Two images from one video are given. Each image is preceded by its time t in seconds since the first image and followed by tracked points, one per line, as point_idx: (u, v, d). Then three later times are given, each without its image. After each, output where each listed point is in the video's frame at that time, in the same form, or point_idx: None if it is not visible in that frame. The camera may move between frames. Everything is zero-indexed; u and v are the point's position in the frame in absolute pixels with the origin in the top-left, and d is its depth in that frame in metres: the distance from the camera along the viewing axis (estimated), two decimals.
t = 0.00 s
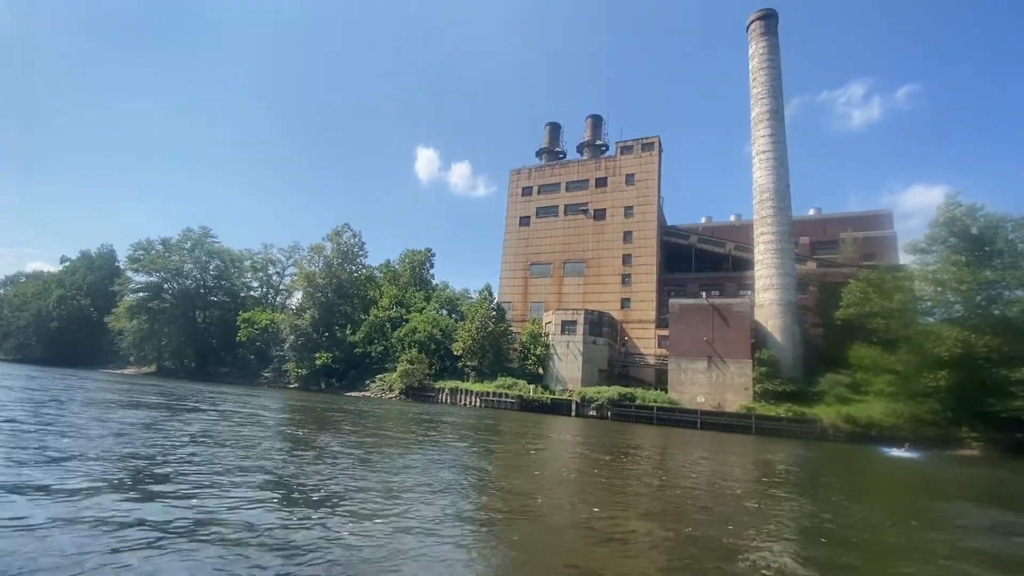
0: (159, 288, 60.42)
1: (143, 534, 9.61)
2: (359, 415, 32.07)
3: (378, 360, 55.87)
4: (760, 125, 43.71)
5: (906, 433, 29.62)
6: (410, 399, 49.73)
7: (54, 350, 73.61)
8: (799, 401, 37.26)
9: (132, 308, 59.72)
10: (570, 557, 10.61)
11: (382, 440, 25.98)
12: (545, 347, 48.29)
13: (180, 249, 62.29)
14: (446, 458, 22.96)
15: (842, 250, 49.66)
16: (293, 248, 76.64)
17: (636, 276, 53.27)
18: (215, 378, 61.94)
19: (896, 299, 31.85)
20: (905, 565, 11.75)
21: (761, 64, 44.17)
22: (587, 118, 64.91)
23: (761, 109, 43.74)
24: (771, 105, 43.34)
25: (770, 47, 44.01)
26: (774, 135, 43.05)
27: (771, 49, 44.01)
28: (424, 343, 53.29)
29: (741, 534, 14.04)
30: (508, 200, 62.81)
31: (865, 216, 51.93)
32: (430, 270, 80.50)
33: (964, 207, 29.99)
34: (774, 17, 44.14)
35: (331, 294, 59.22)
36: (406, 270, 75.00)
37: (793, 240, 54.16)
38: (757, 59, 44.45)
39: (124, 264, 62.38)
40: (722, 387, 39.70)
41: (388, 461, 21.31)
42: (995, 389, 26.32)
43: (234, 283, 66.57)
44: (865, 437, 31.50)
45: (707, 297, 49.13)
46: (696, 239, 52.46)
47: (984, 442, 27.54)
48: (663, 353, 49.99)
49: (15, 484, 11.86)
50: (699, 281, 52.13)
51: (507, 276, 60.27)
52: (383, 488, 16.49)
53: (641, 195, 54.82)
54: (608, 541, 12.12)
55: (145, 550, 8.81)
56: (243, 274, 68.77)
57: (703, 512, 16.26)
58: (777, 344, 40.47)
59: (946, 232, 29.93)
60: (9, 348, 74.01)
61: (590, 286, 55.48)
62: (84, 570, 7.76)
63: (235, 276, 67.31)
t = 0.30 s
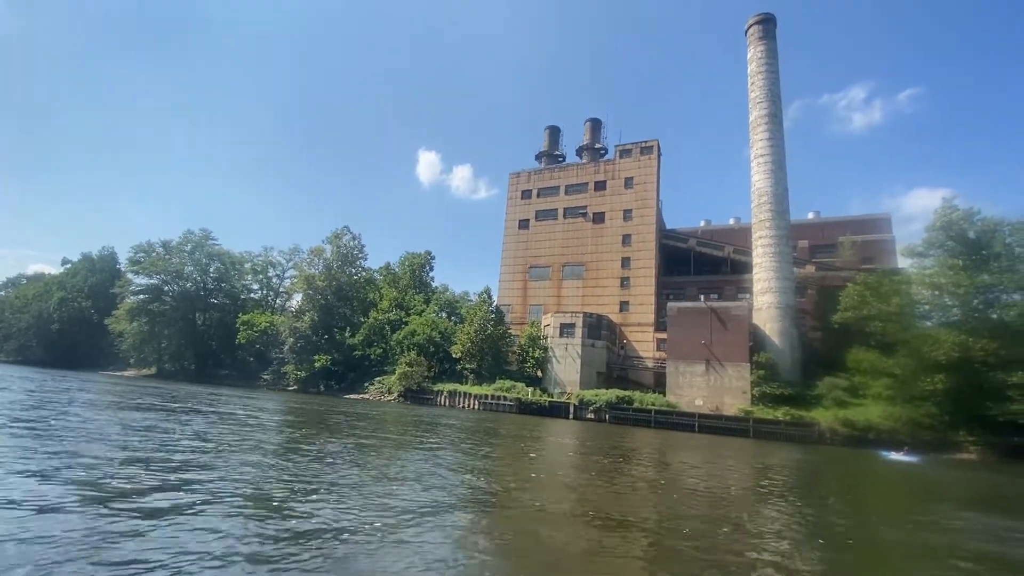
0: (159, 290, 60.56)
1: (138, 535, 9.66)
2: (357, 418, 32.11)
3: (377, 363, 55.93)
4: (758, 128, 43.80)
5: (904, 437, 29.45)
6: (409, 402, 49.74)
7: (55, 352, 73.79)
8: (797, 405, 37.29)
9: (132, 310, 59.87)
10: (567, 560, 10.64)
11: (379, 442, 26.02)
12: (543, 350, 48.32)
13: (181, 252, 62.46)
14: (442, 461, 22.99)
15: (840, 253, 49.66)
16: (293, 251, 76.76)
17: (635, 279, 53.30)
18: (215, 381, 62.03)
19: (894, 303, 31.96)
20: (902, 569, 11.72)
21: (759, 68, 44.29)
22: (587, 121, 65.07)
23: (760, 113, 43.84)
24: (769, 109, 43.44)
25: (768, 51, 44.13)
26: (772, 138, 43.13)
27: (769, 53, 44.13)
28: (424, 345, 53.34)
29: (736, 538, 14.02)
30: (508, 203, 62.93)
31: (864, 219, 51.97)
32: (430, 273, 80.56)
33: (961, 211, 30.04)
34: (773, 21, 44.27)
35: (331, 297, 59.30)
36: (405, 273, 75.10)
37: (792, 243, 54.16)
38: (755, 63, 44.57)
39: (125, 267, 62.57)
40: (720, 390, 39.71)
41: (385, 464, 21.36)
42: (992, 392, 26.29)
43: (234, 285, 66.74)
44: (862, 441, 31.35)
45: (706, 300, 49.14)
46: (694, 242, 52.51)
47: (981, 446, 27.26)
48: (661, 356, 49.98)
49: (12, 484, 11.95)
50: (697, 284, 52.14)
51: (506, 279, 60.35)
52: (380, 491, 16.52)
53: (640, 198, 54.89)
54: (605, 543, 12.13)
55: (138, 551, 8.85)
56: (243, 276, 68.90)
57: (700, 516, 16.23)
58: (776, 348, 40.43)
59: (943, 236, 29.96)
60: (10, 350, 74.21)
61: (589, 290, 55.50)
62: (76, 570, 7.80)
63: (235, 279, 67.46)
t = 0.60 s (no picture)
0: (162, 292, 60.80)
1: (136, 535, 9.72)
2: (357, 419, 32.19)
3: (378, 365, 56.05)
4: (758, 130, 43.79)
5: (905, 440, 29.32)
6: (409, 403, 49.79)
7: (58, 353, 74.21)
8: (798, 406, 37.22)
9: (134, 312, 60.13)
10: (570, 562, 10.68)
11: (378, 443, 26.13)
12: (543, 352, 48.35)
13: (183, 253, 62.73)
14: (441, 462, 23.06)
15: (841, 255, 49.56)
16: (294, 252, 77.00)
17: (635, 280, 53.29)
18: (217, 382, 62.22)
19: (893, 304, 31.71)
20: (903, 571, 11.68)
21: (759, 70, 44.30)
22: (587, 123, 65.13)
23: (760, 115, 43.84)
24: (769, 111, 43.43)
25: (768, 53, 44.14)
26: (772, 140, 43.11)
27: (769, 55, 44.14)
28: (424, 347, 53.43)
29: (733, 539, 14.01)
30: (508, 205, 63.01)
31: (865, 221, 51.89)
32: (431, 275, 80.67)
33: (961, 212, 30.00)
34: (773, 23, 44.28)
35: (332, 298, 59.45)
36: (406, 274, 75.21)
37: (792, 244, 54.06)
38: (755, 65, 44.59)
39: (128, 269, 62.85)
40: (721, 392, 39.66)
41: (385, 465, 21.46)
42: (993, 395, 26.32)
43: (236, 287, 66.99)
44: (861, 443, 31.29)
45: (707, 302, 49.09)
46: (695, 244, 52.47)
47: (982, 449, 27.15)
48: (661, 358, 49.93)
49: (12, 484, 12.04)
50: (698, 285, 52.09)
51: (507, 280, 60.42)
52: (378, 492, 16.58)
53: (640, 200, 54.89)
54: (604, 545, 12.13)
55: (136, 551, 8.90)
56: (245, 278, 69.12)
57: (698, 518, 16.22)
58: (776, 349, 40.34)
59: (943, 238, 29.91)
60: (14, 352, 74.55)
61: (589, 291, 55.51)
62: (72, 569, 7.84)
63: (237, 280, 67.69)
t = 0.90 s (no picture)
0: (167, 293, 61.22)
1: (134, 535, 9.72)
2: (359, 419, 32.31)
3: (381, 365, 56.21)
4: (760, 129, 43.66)
5: (909, 440, 29.18)
6: (411, 403, 49.91)
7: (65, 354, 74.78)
8: (800, 406, 37.09)
9: (140, 313, 60.56)
10: (575, 562, 10.67)
11: (379, 443, 26.25)
12: (545, 352, 48.37)
13: (187, 255, 63.15)
14: (442, 462, 23.09)
15: (844, 254, 49.34)
16: (298, 254, 77.34)
17: (637, 280, 53.22)
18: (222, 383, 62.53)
19: (897, 303, 31.31)
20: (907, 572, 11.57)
21: (761, 69, 44.17)
22: (589, 123, 65.08)
23: (762, 114, 43.68)
24: (771, 110, 43.28)
25: (770, 52, 43.99)
26: (774, 139, 42.95)
27: (771, 54, 43.99)
28: (426, 347, 53.56)
29: (735, 540, 13.89)
30: (510, 205, 63.07)
31: (868, 220, 51.64)
32: (434, 275, 80.85)
33: (964, 211, 29.80)
34: (775, 23, 44.13)
35: (335, 299, 59.70)
36: (409, 275, 75.37)
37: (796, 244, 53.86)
38: (757, 64, 44.47)
39: (133, 270, 63.28)
40: (723, 392, 39.56)
41: (386, 464, 21.58)
42: (997, 394, 25.64)
43: (240, 288, 67.33)
44: (864, 442, 31.43)
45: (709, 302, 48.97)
46: (697, 244, 52.35)
47: (986, 448, 26.90)
48: (664, 358, 49.86)
49: (15, 483, 12.14)
50: (700, 285, 51.95)
51: (509, 281, 60.47)
52: (379, 492, 16.59)
53: (642, 200, 54.82)
54: (605, 545, 12.09)
55: (133, 551, 8.90)
56: (249, 279, 69.51)
57: (699, 518, 16.15)
58: (778, 349, 40.20)
59: (946, 237, 29.73)
60: (21, 353, 75.19)
61: (592, 291, 55.50)
62: (68, 568, 7.85)
63: (241, 281, 68.03)
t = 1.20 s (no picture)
0: (174, 294, 61.76)
1: (137, 535, 9.77)
2: (363, 419, 32.48)
3: (386, 365, 56.43)
4: (764, 127, 43.44)
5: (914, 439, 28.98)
6: (416, 403, 50.12)
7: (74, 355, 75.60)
8: (805, 405, 36.91)
9: (148, 314, 61.12)
10: (577, 563, 10.63)
11: (383, 442, 26.40)
12: (549, 351, 48.40)
13: (194, 256, 63.69)
14: (445, 461, 23.18)
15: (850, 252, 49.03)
16: (303, 254, 77.78)
17: (641, 279, 53.13)
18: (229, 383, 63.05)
19: (902, 302, 31.10)
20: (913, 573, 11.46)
21: (765, 66, 43.95)
22: (593, 123, 64.99)
23: (766, 112, 43.47)
24: (775, 107, 43.04)
25: (774, 50, 43.76)
26: (779, 137, 42.71)
27: (775, 51, 43.76)
28: (431, 347, 53.73)
29: (739, 540, 13.82)
30: (514, 205, 63.11)
31: (874, 218, 51.27)
32: (439, 275, 81.07)
33: (971, 208, 29.53)
34: (779, 20, 43.89)
35: (340, 299, 60.07)
36: (414, 275, 75.65)
37: (801, 242, 53.56)
38: (761, 62, 44.24)
39: (141, 272, 63.88)
40: (727, 391, 39.43)
41: (390, 464, 21.74)
42: (1003, 392, 25.78)
43: (247, 288, 67.84)
44: (869, 441, 30.98)
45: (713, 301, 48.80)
46: (701, 243, 52.16)
47: (993, 447, 26.66)
48: (668, 357, 49.76)
49: (23, 483, 12.26)
50: (704, 284, 51.79)
51: (513, 281, 60.55)
52: (382, 491, 16.65)
53: (646, 199, 54.70)
54: (607, 546, 12.05)
55: (140, 549, 9.05)
56: (255, 280, 70.00)
57: (703, 518, 16.06)
58: (783, 348, 40.00)
59: (953, 234, 29.47)
60: (32, 354, 76.07)
61: (596, 290, 55.45)
62: (71, 568, 7.91)
63: (247, 282, 68.54)
